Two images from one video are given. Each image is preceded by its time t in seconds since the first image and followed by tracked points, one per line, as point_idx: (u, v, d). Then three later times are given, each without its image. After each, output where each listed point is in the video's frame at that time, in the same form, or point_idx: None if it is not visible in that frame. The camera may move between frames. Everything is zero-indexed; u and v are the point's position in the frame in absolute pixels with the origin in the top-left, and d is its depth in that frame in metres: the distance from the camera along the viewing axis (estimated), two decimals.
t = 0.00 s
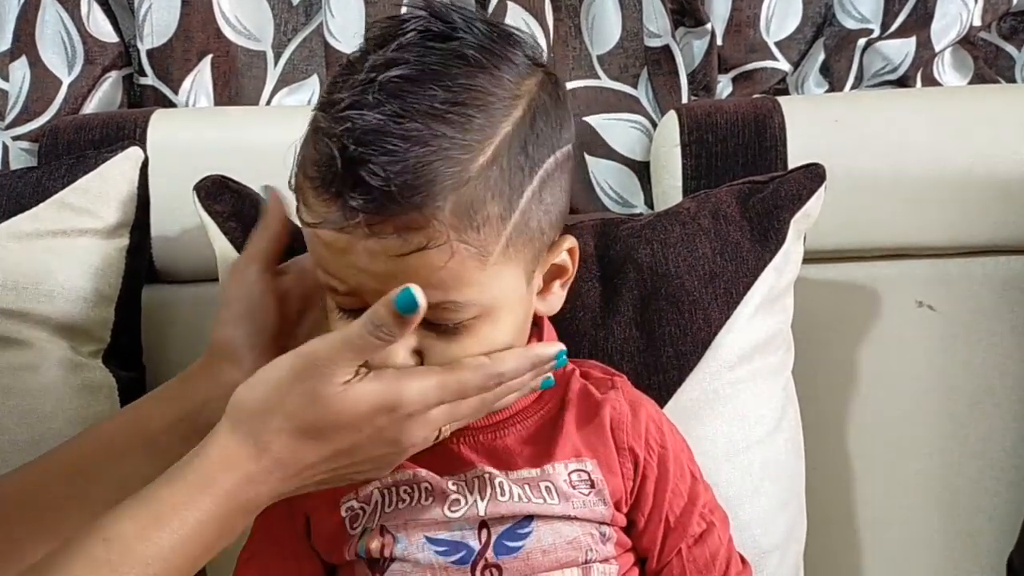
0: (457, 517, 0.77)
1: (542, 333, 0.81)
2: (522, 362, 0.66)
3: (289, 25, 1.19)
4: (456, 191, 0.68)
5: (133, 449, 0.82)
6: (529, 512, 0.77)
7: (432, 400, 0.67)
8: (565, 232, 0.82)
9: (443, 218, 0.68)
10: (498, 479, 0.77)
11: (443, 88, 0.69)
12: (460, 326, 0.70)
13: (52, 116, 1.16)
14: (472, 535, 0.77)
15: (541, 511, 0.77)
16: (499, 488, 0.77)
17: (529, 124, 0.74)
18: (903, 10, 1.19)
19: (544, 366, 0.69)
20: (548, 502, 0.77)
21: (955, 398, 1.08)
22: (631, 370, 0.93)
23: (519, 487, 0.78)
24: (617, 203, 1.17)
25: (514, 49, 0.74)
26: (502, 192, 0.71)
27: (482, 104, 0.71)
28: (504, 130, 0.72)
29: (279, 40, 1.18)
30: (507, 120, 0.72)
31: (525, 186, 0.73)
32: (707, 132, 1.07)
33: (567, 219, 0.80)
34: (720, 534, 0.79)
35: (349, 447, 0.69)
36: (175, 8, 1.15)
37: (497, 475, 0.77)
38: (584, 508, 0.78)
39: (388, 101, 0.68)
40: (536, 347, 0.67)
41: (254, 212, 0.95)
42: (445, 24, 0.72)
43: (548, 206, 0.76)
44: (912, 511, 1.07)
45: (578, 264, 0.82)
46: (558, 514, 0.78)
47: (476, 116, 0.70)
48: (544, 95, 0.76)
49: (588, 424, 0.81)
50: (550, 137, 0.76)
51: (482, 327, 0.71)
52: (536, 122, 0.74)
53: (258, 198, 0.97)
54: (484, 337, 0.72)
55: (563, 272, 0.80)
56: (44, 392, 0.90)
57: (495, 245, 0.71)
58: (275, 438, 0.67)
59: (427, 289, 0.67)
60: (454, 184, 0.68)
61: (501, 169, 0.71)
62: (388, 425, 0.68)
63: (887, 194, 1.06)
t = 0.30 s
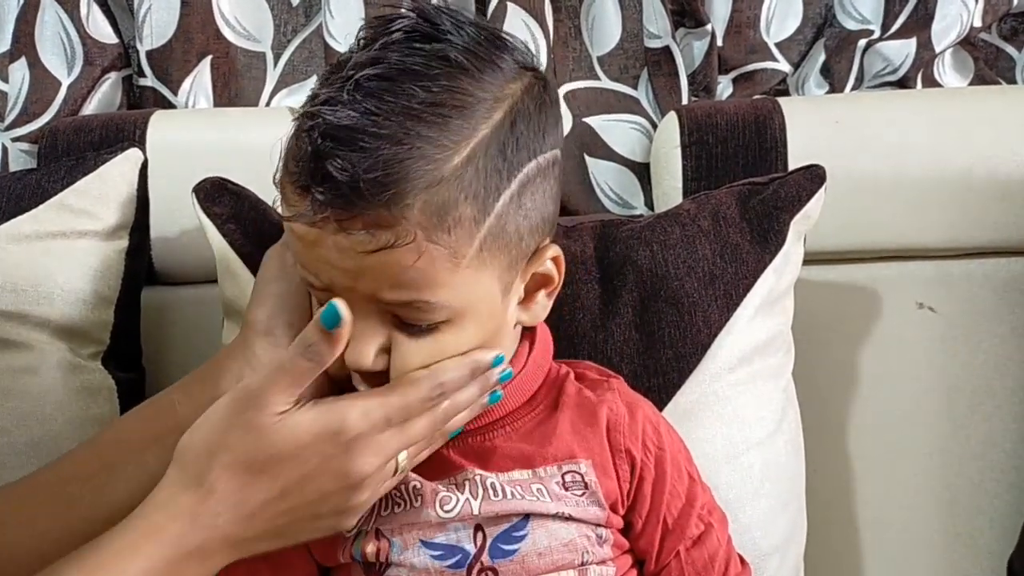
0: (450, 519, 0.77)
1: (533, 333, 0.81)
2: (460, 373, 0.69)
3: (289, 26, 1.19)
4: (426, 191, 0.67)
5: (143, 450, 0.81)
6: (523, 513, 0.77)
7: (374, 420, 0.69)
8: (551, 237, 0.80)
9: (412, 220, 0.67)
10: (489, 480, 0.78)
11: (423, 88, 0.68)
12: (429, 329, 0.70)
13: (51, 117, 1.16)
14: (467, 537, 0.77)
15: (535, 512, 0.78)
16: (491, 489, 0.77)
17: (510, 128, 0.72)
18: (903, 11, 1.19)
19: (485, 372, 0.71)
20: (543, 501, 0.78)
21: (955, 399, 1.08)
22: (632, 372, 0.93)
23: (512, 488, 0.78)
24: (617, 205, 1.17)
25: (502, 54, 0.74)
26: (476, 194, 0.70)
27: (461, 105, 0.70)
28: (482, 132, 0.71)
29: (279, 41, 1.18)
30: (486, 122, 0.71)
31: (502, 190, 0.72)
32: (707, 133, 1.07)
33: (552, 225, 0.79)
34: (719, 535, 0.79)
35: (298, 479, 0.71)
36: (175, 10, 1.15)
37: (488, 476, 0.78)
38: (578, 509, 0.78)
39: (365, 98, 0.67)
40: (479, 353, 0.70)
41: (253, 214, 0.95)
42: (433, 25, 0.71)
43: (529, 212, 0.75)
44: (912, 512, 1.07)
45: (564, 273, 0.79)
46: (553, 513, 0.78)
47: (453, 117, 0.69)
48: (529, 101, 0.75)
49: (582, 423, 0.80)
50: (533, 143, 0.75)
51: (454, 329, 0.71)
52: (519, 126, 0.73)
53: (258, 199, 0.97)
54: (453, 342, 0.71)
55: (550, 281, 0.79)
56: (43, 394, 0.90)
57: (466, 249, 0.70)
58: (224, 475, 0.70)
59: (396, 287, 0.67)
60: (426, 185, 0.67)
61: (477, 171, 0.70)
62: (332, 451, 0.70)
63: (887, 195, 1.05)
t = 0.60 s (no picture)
0: (438, 529, 0.78)
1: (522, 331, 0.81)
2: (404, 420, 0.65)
3: (288, 27, 1.19)
4: (399, 188, 0.67)
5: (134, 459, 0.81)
6: (511, 522, 0.78)
7: (345, 487, 0.60)
8: (535, 234, 0.80)
9: (385, 217, 0.67)
10: (477, 488, 0.78)
11: (393, 86, 0.69)
12: (413, 328, 0.70)
13: (51, 119, 1.16)
14: (455, 547, 0.78)
15: (523, 520, 0.78)
16: (478, 497, 0.78)
17: (483, 122, 0.73)
18: (902, 12, 1.19)
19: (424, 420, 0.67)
20: (531, 509, 0.78)
21: (954, 400, 1.08)
22: (631, 374, 0.92)
23: (500, 496, 0.78)
24: (616, 206, 1.17)
25: (472, 50, 0.74)
26: (450, 190, 0.70)
27: (432, 102, 0.70)
28: (454, 127, 0.71)
29: (278, 42, 1.19)
30: (458, 117, 0.71)
31: (478, 184, 0.72)
32: (706, 135, 1.07)
33: (532, 222, 0.79)
34: (712, 534, 0.79)
35: (261, 556, 0.60)
36: (174, 11, 1.15)
37: (476, 484, 0.78)
38: (567, 515, 0.79)
39: (333, 98, 0.68)
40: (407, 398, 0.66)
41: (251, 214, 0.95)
42: (401, 26, 0.72)
43: (507, 207, 0.75)
44: (910, 513, 1.07)
45: (547, 268, 0.79)
46: (541, 521, 0.78)
47: (424, 114, 0.70)
48: (502, 96, 0.75)
49: (570, 424, 0.80)
50: (508, 137, 0.75)
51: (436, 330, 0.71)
52: (492, 121, 0.74)
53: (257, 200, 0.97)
54: (437, 343, 0.71)
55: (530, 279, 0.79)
56: (42, 396, 0.90)
57: (442, 246, 0.69)
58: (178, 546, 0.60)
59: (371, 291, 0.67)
60: (397, 182, 0.67)
61: (449, 167, 0.70)
62: (298, 527, 0.59)
63: (886, 197, 1.05)
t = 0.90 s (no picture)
0: (442, 523, 0.77)
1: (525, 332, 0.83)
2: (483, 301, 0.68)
3: (289, 28, 1.19)
4: (398, 185, 0.68)
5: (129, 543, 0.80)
6: (514, 516, 0.77)
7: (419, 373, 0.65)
8: (534, 231, 0.80)
9: (386, 214, 0.68)
10: (482, 482, 0.78)
11: (391, 86, 0.70)
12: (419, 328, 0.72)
13: (52, 119, 1.16)
14: (458, 541, 0.77)
15: (527, 515, 0.78)
16: (484, 491, 0.78)
17: (479, 120, 0.73)
18: (902, 13, 1.19)
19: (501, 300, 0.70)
20: (534, 503, 0.78)
21: (953, 401, 1.08)
22: (630, 375, 0.93)
23: (505, 490, 0.78)
24: (616, 207, 1.18)
25: (468, 49, 0.75)
26: (449, 187, 0.71)
27: (429, 100, 0.71)
28: (451, 124, 0.72)
29: (278, 43, 1.19)
30: (455, 115, 0.72)
31: (477, 180, 0.72)
32: (706, 135, 1.07)
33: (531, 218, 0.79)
34: (711, 533, 0.79)
35: (353, 448, 0.64)
36: (174, 12, 1.15)
37: (481, 479, 0.78)
38: (570, 510, 0.78)
39: (332, 99, 0.69)
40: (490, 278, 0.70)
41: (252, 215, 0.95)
42: (397, 26, 0.73)
43: (512, 200, 0.76)
44: (910, 514, 1.07)
45: (549, 264, 0.78)
46: (544, 516, 0.78)
47: (422, 112, 0.70)
48: (498, 94, 0.75)
49: (572, 420, 0.81)
50: (506, 133, 0.75)
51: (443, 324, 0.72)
52: (489, 118, 0.74)
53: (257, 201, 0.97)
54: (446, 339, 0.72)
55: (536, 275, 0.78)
56: (42, 396, 0.90)
57: (444, 241, 0.70)
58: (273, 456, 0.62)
59: (377, 278, 0.68)
60: (398, 180, 0.69)
61: (449, 164, 0.71)
62: (385, 412, 0.64)
63: (886, 197, 1.06)
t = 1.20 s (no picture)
0: (470, 513, 0.77)
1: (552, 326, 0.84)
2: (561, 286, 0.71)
3: (288, 31, 1.19)
4: (444, 185, 0.70)
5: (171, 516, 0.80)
6: (540, 509, 0.77)
7: (503, 341, 0.68)
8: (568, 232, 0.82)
9: (432, 213, 0.70)
10: (510, 476, 0.78)
11: (438, 88, 0.71)
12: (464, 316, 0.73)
13: (52, 122, 1.16)
14: (485, 531, 0.77)
15: (555, 509, 0.78)
16: (511, 484, 0.78)
17: (521, 125, 0.75)
18: (899, 15, 1.19)
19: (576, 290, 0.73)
20: (560, 499, 0.78)
21: (952, 402, 1.08)
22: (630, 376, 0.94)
23: (532, 484, 0.78)
24: (615, 208, 1.18)
25: (511, 55, 0.76)
26: (492, 187, 0.72)
27: (474, 103, 0.72)
28: (496, 126, 0.73)
29: (278, 46, 1.19)
30: (499, 118, 0.73)
31: (517, 181, 0.74)
32: (704, 137, 1.08)
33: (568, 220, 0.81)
34: (722, 540, 0.79)
35: (442, 409, 0.68)
36: (174, 14, 1.16)
37: (509, 471, 0.79)
38: (595, 506, 0.79)
39: (381, 98, 0.70)
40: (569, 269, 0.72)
41: (253, 216, 0.95)
42: (442, 29, 0.74)
43: (548, 203, 0.77)
44: (909, 515, 1.07)
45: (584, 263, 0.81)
46: (569, 511, 0.78)
47: (467, 114, 0.72)
48: (539, 99, 0.77)
49: (595, 420, 0.82)
50: (546, 137, 0.77)
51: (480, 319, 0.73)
52: (531, 122, 0.76)
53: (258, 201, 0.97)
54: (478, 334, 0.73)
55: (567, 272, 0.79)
56: (43, 398, 0.91)
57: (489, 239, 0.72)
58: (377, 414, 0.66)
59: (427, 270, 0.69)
60: (444, 181, 0.70)
61: (492, 167, 0.72)
62: (471, 381, 0.68)
63: (884, 199, 1.06)
